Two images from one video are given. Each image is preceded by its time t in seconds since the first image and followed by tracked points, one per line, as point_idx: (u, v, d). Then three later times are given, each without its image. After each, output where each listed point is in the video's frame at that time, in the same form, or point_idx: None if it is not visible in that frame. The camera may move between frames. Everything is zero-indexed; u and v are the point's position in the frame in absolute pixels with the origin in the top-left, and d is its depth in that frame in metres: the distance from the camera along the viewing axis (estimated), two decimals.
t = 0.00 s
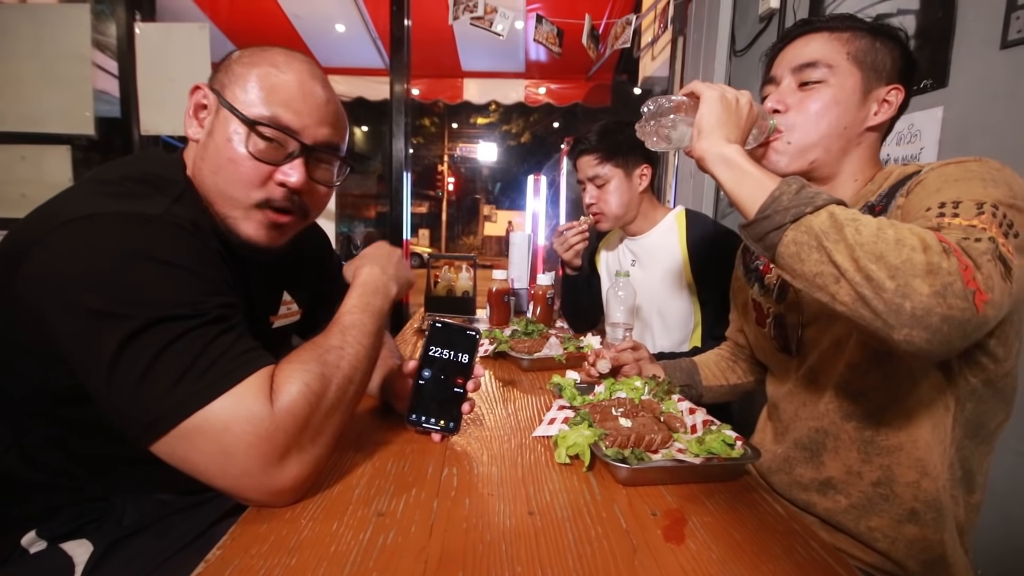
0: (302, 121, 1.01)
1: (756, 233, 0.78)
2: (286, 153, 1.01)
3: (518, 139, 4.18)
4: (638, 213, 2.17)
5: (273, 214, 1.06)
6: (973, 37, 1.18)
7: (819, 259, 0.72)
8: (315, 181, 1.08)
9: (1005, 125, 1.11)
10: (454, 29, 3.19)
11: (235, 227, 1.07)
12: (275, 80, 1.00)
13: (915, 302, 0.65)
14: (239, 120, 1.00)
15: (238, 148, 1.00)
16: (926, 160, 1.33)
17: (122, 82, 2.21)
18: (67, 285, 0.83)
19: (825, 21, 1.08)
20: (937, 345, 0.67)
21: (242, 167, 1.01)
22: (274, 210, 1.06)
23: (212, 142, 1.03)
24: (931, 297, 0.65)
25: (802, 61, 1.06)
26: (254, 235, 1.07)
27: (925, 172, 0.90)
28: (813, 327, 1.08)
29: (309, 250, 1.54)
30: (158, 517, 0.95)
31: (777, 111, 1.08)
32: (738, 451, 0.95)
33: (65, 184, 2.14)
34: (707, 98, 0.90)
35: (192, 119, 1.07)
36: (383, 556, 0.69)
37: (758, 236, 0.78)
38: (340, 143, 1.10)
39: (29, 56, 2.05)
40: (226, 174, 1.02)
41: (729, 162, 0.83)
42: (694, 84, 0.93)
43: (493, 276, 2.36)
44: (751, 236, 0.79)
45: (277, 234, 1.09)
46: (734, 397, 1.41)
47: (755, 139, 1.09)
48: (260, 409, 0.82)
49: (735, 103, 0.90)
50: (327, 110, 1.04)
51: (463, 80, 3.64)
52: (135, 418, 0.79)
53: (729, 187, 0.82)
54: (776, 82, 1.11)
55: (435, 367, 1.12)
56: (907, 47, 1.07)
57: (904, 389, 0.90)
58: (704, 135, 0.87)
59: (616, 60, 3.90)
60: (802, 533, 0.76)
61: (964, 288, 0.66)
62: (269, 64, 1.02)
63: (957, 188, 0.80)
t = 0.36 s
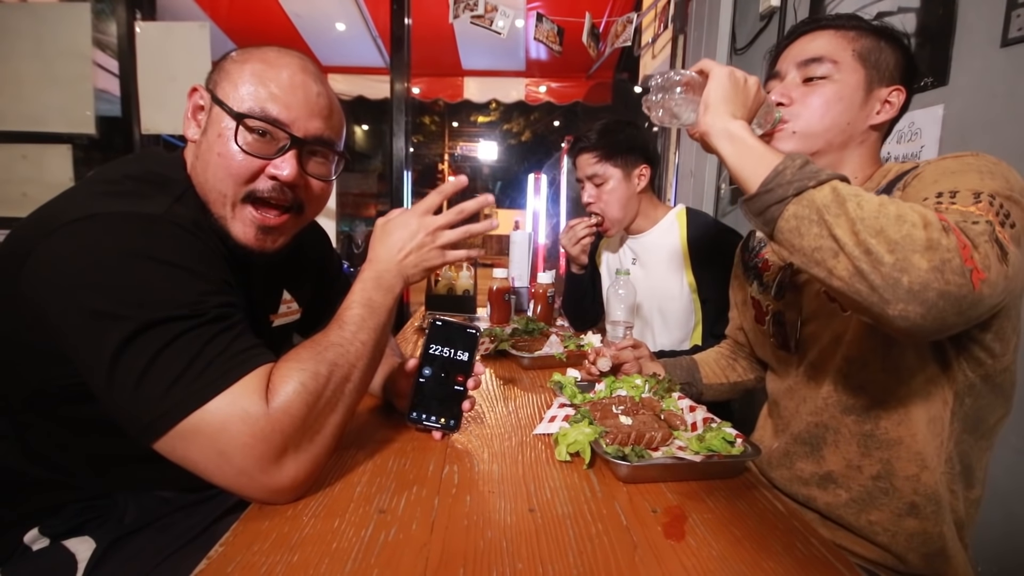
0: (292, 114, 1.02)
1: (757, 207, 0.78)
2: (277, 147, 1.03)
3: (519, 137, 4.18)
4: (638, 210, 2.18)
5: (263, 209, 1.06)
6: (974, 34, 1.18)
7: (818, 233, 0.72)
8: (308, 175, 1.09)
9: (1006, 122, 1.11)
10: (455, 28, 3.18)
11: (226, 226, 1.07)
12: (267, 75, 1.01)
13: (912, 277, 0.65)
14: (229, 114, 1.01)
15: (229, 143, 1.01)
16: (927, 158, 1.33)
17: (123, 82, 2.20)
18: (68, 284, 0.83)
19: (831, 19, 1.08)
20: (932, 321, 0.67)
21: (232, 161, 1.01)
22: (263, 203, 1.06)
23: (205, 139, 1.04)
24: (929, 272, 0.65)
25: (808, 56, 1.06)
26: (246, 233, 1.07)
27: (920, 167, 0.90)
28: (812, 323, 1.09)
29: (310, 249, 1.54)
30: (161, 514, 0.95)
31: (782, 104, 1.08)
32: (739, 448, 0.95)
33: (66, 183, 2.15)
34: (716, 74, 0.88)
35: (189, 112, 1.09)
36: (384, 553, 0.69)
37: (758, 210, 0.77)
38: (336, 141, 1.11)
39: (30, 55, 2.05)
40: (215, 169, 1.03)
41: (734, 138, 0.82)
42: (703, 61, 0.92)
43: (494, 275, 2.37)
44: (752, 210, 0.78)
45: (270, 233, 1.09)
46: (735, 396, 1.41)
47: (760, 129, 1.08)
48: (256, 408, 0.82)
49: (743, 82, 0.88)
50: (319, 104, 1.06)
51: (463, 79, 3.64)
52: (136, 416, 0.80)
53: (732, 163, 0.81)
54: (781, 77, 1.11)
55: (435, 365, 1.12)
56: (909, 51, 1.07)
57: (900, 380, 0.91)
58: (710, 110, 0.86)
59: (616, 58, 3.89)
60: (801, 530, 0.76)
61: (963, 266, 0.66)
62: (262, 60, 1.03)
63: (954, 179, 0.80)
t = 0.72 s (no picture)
0: (297, 117, 1.02)
1: (760, 180, 0.77)
2: (282, 150, 1.03)
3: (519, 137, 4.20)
4: (636, 212, 2.18)
5: (271, 212, 1.07)
6: (974, 32, 1.18)
7: (822, 207, 0.71)
8: (314, 176, 1.10)
9: (1007, 120, 1.11)
10: (454, 27, 3.18)
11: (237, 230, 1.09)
12: (268, 77, 1.00)
13: (914, 253, 0.65)
14: (233, 119, 1.00)
15: (233, 147, 1.00)
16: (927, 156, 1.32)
17: (122, 81, 2.21)
18: (68, 284, 0.83)
19: (841, 16, 1.08)
20: (930, 299, 0.67)
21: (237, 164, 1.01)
22: (270, 206, 1.07)
23: (207, 143, 1.03)
24: (931, 249, 0.65)
25: (817, 48, 1.06)
26: (254, 235, 1.09)
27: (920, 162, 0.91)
28: (813, 321, 1.09)
29: (309, 248, 1.54)
30: (161, 513, 0.95)
31: (788, 93, 1.08)
32: (739, 447, 0.95)
33: (66, 183, 2.15)
34: (727, 50, 0.89)
35: (187, 108, 1.07)
36: (385, 552, 0.69)
37: (762, 183, 0.77)
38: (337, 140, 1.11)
39: (29, 55, 2.05)
40: (221, 173, 1.02)
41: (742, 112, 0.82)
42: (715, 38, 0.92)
43: (493, 274, 2.36)
44: (756, 183, 0.78)
45: (278, 235, 1.11)
46: (735, 395, 1.41)
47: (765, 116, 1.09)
48: (255, 407, 0.82)
49: (753, 60, 0.89)
50: (321, 104, 1.05)
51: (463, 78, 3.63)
52: (136, 416, 0.80)
53: (738, 137, 0.82)
54: (789, 68, 1.11)
55: (436, 364, 1.12)
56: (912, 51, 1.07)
57: (894, 372, 0.91)
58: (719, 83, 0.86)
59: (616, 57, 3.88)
60: (802, 528, 0.76)
61: (964, 245, 0.66)
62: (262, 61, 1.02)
63: (954, 170, 0.81)
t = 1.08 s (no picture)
0: (326, 154, 1.01)
1: (771, 175, 0.77)
2: (306, 183, 1.02)
3: (520, 136, 4.21)
4: (637, 211, 2.18)
5: (280, 235, 1.08)
6: (976, 30, 1.17)
7: (832, 202, 0.71)
8: (328, 206, 1.10)
9: (1009, 118, 1.11)
10: (455, 26, 3.18)
11: (243, 244, 1.10)
12: (303, 111, 0.99)
13: (925, 248, 0.65)
14: (263, 147, 0.99)
15: (256, 173, 0.99)
16: (929, 155, 1.32)
17: (122, 81, 2.21)
18: (71, 283, 0.83)
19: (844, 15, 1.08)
20: (939, 295, 0.67)
21: (259, 192, 1.00)
22: (282, 231, 1.07)
23: (231, 161, 1.01)
24: (942, 245, 0.65)
25: (821, 46, 1.06)
26: (260, 252, 1.11)
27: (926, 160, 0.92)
28: (816, 318, 1.09)
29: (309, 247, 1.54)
30: (162, 512, 0.96)
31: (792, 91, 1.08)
32: (741, 445, 0.95)
33: (67, 183, 2.14)
34: (735, 44, 0.88)
35: (211, 114, 1.04)
36: (387, 550, 0.69)
37: (773, 177, 0.77)
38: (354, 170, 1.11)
39: (29, 55, 2.05)
40: (241, 197, 1.02)
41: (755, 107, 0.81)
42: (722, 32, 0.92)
43: (494, 273, 2.36)
44: (765, 177, 0.78)
45: (280, 252, 1.13)
46: (737, 393, 1.40)
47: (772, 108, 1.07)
48: (262, 402, 0.82)
49: (761, 55, 0.88)
50: (349, 142, 1.05)
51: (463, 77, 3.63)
52: (139, 414, 0.80)
53: (747, 131, 0.81)
54: (793, 67, 1.11)
55: (437, 363, 1.12)
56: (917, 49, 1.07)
57: (901, 370, 0.91)
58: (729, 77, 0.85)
59: (617, 56, 3.87)
60: (804, 527, 0.76)
61: (975, 240, 0.66)
62: (297, 91, 0.99)
63: (960, 168, 0.81)
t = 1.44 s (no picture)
0: (294, 104, 1.01)
1: (803, 274, 0.75)
2: (280, 138, 1.02)
3: (520, 135, 4.32)
4: (644, 210, 2.18)
5: (269, 199, 1.04)
6: (979, 31, 1.17)
7: (874, 300, 0.70)
8: (311, 166, 1.08)
9: (1012, 120, 1.10)
10: (456, 25, 3.18)
11: (236, 216, 1.06)
12: (266, 65, 1.01)
13: (982, 343, 0.65)
14: (233, 106, 1.00)
15: (233, 136, 1.01)
16: (930, 156, 1.32)
17: (124, 78, 2.20)
18: (88, 270, 0.84)
19: (824, 17, 1.07)
20: (1009, 381, 0.67)
21: (238, 153, 1.01)
22: (269, 192, 1.04)
23: (209, 131, 1.03)
24: (999, 336, 0.64)
25: (806, 59, 1.05)
26: (255, 222, 1.05)
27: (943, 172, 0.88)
28: (817, 322, 1.08)
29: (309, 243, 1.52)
30: (163, 510, 0.96)
31: (784, 109, 1.07)
32: (741, 446, 0.95)
33: (68, 180, 2.14)
34: (721, 141, 0.86)
35: (193, 105, 1.09)
36: (386, 548, 0.69)
37: (806, 276, 0.75)
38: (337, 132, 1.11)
39: (31, 52, 2.04)
40: (221, 161, 1.02)
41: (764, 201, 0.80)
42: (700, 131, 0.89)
43: (495, 272, 2.36)
44: (799, 276, 0.76)
45: (279, 221, 1.07)
46: (737, 393, 1.40)
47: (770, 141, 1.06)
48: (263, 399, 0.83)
49: (749, 136, 0.86)
50: (319, 93, 1.05)
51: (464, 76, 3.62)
52: (156, 400, 0.81)
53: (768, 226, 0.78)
54: (780, 80, 1.10)
55: (438, 361, 1.12)
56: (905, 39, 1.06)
57: (918, 394, 0.91)
58: (730, 178, 0.84)
59: (618, 55, 3.80)
60: (803, 527, 0.77)
61: None
62: (264, 52, 1.03)
63: (984, 189, 0.78)
